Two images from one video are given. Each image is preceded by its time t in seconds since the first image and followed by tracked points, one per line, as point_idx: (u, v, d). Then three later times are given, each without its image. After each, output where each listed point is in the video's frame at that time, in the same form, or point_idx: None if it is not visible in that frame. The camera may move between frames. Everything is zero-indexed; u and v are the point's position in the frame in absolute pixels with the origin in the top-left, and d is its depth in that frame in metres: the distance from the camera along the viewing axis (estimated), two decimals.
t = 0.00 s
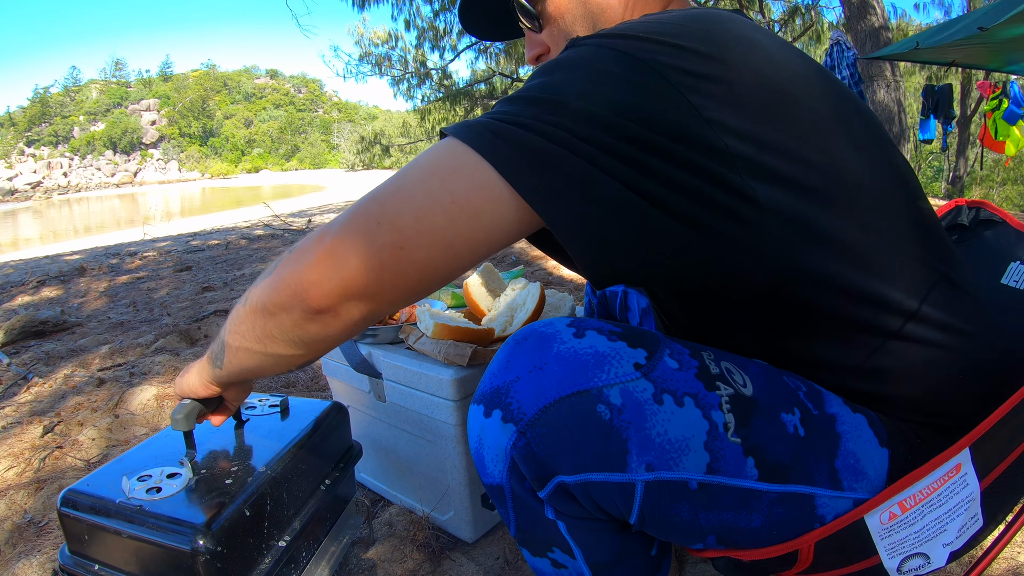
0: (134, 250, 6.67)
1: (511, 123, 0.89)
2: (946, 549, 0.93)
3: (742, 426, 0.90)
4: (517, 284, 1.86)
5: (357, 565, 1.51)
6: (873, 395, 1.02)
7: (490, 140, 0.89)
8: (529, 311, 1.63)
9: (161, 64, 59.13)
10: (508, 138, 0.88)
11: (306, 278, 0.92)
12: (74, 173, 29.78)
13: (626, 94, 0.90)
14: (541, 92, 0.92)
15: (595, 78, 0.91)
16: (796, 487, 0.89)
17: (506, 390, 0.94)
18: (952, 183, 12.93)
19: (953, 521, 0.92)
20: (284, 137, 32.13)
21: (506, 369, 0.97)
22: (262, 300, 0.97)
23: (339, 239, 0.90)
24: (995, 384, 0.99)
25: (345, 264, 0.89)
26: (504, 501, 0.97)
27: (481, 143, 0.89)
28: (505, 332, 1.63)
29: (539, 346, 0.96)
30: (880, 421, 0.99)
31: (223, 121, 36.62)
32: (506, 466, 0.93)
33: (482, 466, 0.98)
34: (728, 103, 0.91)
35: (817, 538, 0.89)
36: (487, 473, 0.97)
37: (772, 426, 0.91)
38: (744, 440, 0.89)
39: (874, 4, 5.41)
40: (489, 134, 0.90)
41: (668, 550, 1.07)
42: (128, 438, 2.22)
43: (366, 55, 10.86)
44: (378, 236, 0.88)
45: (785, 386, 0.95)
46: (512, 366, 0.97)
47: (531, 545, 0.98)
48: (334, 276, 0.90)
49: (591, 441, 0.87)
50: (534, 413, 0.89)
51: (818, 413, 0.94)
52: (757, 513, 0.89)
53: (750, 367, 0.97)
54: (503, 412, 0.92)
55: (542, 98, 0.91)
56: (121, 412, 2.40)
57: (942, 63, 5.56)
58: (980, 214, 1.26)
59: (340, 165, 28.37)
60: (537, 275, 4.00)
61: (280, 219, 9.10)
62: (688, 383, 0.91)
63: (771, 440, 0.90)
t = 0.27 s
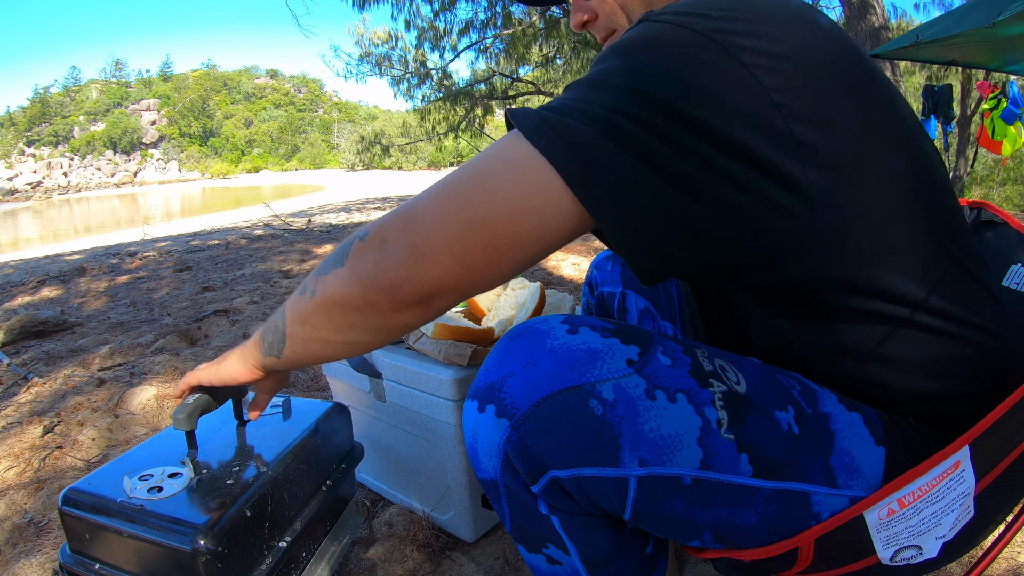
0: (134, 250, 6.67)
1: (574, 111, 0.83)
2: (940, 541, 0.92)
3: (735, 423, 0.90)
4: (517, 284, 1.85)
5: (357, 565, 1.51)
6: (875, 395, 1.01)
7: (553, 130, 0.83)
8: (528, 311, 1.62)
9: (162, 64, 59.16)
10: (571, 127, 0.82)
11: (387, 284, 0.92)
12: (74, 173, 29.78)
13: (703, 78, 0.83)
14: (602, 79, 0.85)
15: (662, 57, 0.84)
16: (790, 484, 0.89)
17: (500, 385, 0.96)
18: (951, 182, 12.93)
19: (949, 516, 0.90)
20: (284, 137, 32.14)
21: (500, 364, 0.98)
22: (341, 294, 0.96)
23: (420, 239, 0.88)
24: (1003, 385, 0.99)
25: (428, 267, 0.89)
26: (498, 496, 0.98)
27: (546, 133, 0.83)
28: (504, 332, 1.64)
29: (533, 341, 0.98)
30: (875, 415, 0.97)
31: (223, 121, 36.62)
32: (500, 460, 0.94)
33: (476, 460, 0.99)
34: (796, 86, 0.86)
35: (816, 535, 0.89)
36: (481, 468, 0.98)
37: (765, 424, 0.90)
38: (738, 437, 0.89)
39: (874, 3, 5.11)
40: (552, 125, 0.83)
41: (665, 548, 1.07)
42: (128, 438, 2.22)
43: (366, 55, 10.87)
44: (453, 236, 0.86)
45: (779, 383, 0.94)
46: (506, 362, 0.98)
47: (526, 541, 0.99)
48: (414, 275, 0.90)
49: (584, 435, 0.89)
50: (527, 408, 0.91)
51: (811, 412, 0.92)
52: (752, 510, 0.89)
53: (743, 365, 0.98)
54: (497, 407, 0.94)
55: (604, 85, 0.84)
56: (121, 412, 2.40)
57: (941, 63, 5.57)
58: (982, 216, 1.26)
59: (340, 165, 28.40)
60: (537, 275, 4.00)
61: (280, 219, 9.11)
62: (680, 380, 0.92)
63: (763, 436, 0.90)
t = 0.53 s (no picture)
0: (134, 250, 6.68)
1: (811, 90, 0.64)
2: (945, 541, 0.90)
3: (739, 418, 0.89)
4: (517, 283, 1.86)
5: (357, 565, 1.51)
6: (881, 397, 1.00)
7: (812, 112, 0.63)
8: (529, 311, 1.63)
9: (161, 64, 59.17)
10: (818, 109, 0.64)
11: (660, 336, 0.66)
12: (74, 173, 29.79)
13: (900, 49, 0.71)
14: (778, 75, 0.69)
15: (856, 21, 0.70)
16: (794, 479, 0.88)
17: (507, 380, 0.94)
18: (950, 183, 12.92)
19: (953, 514, 0.88)
20: (284, 137, 32.16)
21: (507, 360, 0.97)
22: (586, 318, 0.72)
23: (732, 285, 0.62)
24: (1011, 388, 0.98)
25: (735, 327, 0.64)
26: (503, 493, 0.98)
27: (792, 121, 0.63)
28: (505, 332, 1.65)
29: (540, 338, 0.96)
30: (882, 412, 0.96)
31: (223, 121, 36.63)
32: (506, 456, 0.94)
33: (482, 456, 0.98)
34: (951, 73, 0.77)
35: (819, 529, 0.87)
36: (487, 464, 0.98)
37: (769, 422, 0.90)
38: (742, 432, 0.88)
39: None
40: (793, 108, 0.64)
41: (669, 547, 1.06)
42: (128, 438, 2.22)
43: (366, 55, 10.87)
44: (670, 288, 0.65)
45: (782, 382, 0.95)
46: (513, 358, 0.97)
47: (530, 538, 0.99)
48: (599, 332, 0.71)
49: (590, 430, 0.87)
50: (534, 403, 0.90)
51: (813, 409, 0.92)
52: (755, 504, 0.88)
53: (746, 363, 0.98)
54: (504, 402, 0.93)
55: (815, 56, 0.66)
56: (121, 412, 2.40)
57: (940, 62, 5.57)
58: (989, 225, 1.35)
59: (340, 165, 28.41)
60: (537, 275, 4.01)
61: (280, 219, 9.12)
62: (686, 376, 0.92)
63: (769, 431, 0.89)
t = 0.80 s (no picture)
0: (134, 250, 6.68)
1: (983, 175, 0.66)
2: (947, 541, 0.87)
3: (750, 422, 0.89)
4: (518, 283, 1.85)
5: (357, 565, 1.51)
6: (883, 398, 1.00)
7: (994, 201, 0.66)
8: (529, 311, 1.62)
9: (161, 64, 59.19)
10: (997, 196, 0.66)
11: (865, 444, 0.76)
12: (74, 173, 29.78)
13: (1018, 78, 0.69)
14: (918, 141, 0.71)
15: (1000, 72, 0.69)
16: (804, 481, 0.87)
17: (516, 381, 0.94)
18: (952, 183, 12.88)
19: (956, 514, 0.85)
20: (284, 137, 32.15)
21: (516, 361, 0.97)
22: (793, 412, 0.82)
23: (933, 405, 0.71)
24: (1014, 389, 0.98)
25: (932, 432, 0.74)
26: (507, 493, 0.97)
27: (972, 218, 0.66)
28: (505, 331, 1.64)
29: (551, 339, 0.96)
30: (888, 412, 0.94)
31: (223, 121, 36.63)
32: (511, 457, 0.94)
33: (486, 457, 0.98)
34: None
35: (826, 527, 0.87)
36: (490, 464, 0.97)
37: (779, 425, 0.90)
38: (753, 436, 0.88)
39: None
40: (972, 199, 0.66)
41: (671, 550, 1.05)
42: (128, 438, 2.22)
43: (366, 56, 10.87)
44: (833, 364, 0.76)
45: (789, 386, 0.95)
46: (522, 359, 0.97)
47: (533, 539, 0.99)
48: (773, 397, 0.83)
49: (600, 434, 0.87)
50: (543, 404, 0.90)
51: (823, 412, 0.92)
52: (764, 505, 0.88)
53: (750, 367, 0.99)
54: (512, 403, 0.93)
55: (978, 130, 0.67)
56: (121, 412, 2.40)
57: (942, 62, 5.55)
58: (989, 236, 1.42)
59: (340, 165, 28.40)
60: (537, 275, 4.01)
61: (279, 219, 9.11)
62: (697, 380, 0.92)
63: (777, 436, 0.89)
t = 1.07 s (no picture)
0: (134, 250, 6.68)
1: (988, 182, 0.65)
2: (949, 542, 0.87)
3: (749, 436, 0.90)
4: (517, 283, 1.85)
5: (357, 565, 1.51)
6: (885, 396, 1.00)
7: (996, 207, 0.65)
8: (528, 311, 1.62)
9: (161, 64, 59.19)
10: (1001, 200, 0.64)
11: (846, 452, 0.75)
12: (74, 173, 29.78)
13: None
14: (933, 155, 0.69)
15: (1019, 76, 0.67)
16: (806, 492, 0.87)
17: (507, 404, 0.94)
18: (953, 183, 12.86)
19: (960, 517, 0.85)
20: (284, 137, 32.15)
21: (506, 384, 0.97)
22: (775, 422, 0.82)
23: (918, 411, 0.70)
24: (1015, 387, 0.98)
25: (920, 444, 0.72)
26: (501, 516, 0.97)
27: (971, 224, 0.65)
28: (505, 331, 1.65)
29: (541, 359, 0.96)
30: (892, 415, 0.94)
31: (223, 121, 36.63)
32: (504, 482, 0.93)
33: (478, 481, 0.98)
34: None
35: (829, 533, 0.87)
36: (484, 489, 0.97)
37: (778, 438, 0.91)
38: (752, 451, 0.89)
39: None
40: (974, 206, 0.65)
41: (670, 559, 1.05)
42: (128, 438, 2.23)
43: (366, 56, 10.88)
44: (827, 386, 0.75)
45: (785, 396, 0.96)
46: (512, 381, 0.97)
47: (529, 559, 0.98)
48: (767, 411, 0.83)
49: (596, 456, 0.86)
50: (535, 429, 0.89)
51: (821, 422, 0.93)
52: (766, 518, 0.88)
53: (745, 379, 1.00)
54: (503, 427, 0.93)
55: (988, 136, 0.66)
56: (121, 412, 2.41)
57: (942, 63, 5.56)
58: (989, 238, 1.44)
59: (340, 165, 28.42)
60: (537, 275, 4.01)
61: (279, 219, 9.11)
62: (692, 397, 0.92)
63: (776, 447, 0.90)
